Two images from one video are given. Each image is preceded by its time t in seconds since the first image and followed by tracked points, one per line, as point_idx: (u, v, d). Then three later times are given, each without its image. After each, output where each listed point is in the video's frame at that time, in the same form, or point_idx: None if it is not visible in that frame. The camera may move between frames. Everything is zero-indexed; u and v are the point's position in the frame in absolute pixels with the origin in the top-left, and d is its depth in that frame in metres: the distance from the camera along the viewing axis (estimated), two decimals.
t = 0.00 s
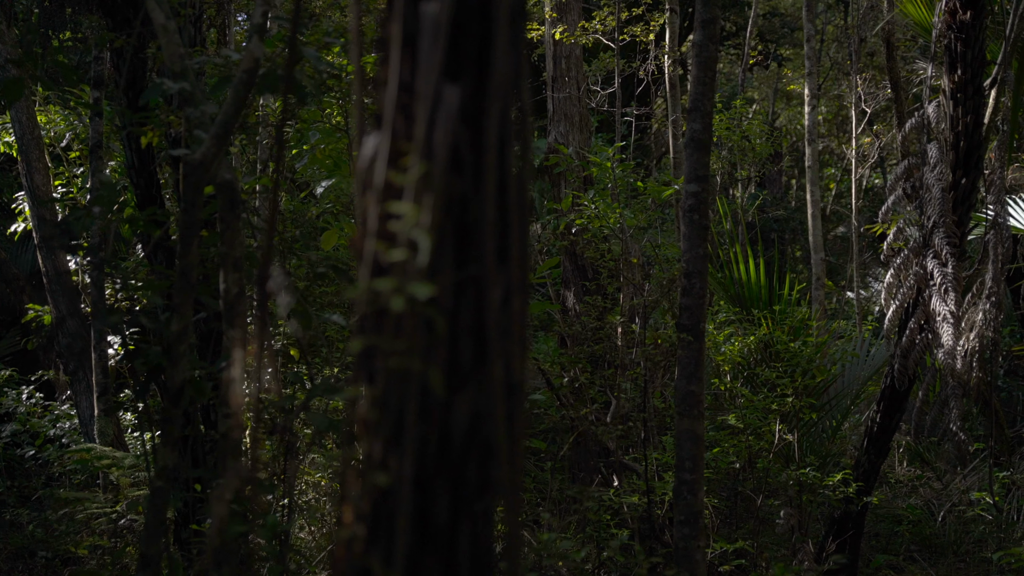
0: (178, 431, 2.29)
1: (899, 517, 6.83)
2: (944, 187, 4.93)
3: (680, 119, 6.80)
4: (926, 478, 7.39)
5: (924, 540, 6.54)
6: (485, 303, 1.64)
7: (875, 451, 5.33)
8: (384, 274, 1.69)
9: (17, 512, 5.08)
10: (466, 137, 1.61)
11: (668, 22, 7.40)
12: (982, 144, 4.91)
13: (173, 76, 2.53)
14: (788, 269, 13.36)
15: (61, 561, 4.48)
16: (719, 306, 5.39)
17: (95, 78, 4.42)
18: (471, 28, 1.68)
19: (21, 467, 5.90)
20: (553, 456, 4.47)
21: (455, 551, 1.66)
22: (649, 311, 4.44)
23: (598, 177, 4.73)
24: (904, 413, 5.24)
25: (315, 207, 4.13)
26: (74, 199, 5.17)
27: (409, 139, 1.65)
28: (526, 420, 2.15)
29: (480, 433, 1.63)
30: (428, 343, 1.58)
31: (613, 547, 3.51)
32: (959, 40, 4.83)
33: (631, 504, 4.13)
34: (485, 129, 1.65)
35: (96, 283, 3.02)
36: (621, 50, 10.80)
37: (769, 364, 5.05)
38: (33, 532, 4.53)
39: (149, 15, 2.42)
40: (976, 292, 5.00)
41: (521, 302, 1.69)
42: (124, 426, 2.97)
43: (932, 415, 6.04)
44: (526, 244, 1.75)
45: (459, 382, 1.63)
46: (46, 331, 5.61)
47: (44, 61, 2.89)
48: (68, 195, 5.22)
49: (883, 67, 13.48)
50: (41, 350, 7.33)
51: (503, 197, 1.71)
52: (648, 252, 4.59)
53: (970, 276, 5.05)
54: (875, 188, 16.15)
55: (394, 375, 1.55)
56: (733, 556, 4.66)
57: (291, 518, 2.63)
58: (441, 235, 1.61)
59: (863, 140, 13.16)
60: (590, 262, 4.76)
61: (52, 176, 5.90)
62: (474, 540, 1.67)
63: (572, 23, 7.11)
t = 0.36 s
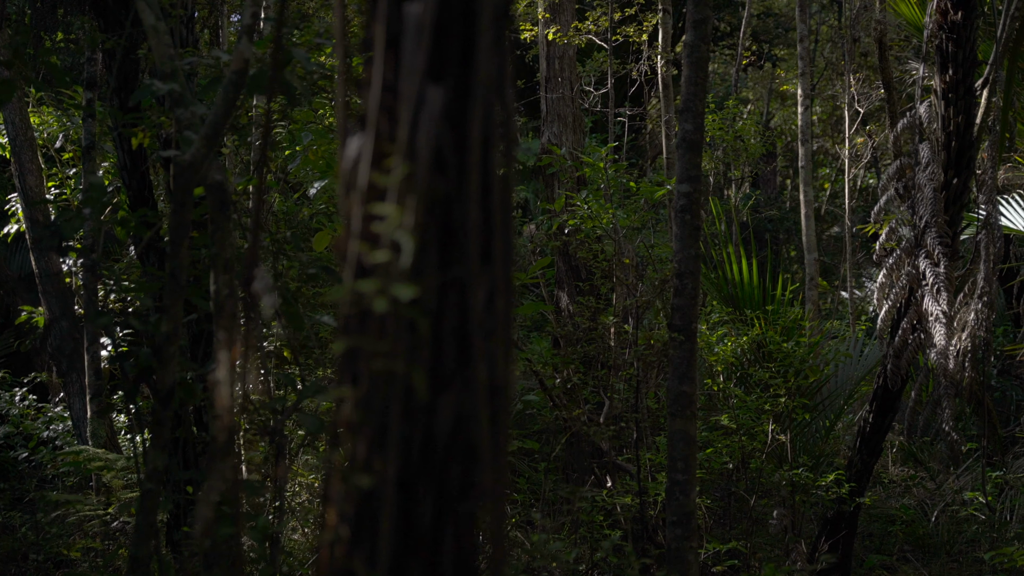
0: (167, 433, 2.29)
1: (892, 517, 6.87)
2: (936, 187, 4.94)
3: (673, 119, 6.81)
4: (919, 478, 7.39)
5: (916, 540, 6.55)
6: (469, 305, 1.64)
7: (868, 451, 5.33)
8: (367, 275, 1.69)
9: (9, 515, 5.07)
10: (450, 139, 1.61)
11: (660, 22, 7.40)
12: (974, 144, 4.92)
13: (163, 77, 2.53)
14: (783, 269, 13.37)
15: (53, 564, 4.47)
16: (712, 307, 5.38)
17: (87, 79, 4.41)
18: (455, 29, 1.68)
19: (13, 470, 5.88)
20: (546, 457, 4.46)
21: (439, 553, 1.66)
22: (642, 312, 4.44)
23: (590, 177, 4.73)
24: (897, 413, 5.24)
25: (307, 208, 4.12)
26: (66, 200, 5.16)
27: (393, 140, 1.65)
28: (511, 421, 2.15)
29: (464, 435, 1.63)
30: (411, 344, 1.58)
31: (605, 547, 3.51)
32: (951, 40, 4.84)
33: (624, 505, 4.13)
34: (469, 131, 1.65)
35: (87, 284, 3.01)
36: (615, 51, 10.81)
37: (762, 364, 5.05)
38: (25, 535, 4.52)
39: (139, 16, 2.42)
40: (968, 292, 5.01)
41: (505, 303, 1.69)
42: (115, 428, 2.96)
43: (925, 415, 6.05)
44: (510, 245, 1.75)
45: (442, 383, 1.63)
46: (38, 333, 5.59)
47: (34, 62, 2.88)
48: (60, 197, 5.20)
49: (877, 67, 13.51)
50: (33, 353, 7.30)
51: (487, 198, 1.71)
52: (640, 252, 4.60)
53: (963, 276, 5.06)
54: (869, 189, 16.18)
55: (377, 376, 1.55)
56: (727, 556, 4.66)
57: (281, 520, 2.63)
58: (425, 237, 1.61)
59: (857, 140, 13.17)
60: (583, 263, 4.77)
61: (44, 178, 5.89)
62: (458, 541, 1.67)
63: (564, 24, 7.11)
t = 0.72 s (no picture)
0: (155, 435, 2.28)
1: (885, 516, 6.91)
2: (926, 187, 4.95)
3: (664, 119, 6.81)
4: (911, 477, 7.40)
5: (908, 539, 6.56)
6: (454, 305, 1.64)
7: (860, 450, 5.35)
8: (352, 276, 1.69)
9: None
10: (434, 139, 1.61)
11: (652, 22, 7.41)
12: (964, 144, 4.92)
13: (152, 78, 2.52)
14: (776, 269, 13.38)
15: (44, 566, 4.45)
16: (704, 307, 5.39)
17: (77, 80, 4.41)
18: (439, 30, 1.68)
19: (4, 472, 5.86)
20: (538, 457, 4.46)
21: (425, 553, 1.66)
22: (634, 312, 4.45)
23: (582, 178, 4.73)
24: (888, 412, 5.25)
25: (299, 209, 4.12)
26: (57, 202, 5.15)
27: (377, 141, 1.65)
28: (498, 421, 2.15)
29: (449, 435, 1.63)
30: (396, 344, 1.58)
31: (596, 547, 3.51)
32: (941, 40, 4.84)
33: (616, 505, 4.13)
34: (453, 131, 1.65)
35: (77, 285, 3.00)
36: (607, 51, 10.81)
37: (754, 364, 5.06)
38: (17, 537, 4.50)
39: (127, 17, 2.42)
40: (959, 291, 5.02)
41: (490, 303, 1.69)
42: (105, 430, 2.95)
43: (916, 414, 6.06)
44: (495, 244, 1.75)
45: (427, 384, 1.63)
46: (29, 334, 5.57)
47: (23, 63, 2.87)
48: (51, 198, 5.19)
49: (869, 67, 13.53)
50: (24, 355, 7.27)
51: (471, 199, 1.72)
52: (632, 252, 4.60)
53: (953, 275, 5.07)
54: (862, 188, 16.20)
55: (362, 377, 1.54)
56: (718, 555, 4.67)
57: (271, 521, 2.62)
58: (409, 237, 1.61)
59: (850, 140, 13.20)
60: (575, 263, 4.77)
61: (35, 179, 5.87)
62: (443, 542, 1.67)
63: (556, 24, 7.11)
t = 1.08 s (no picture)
0: (145, 436, 2.28)
1: (876, 514, 6.94)
2: (916, 186, 4.97)
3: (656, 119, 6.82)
4: (903, 475, 7.42)
5: (899, 537, 6.58)
6: (438, 304, 1.64)
7: (850, 448, 5.37)
8: (337, 276, 1.69)
9: None
10: (418, 139, 1.61)
11: (644, 22, 7.41)
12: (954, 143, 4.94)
13: (140, 78, 2.52)
14: (769, 268, 13.40)
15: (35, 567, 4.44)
16: (696, 306, 5.40)
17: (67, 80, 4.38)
18: (423, 30, 1.68)
19: None
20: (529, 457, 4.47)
21: (410, 552, 1.67)
22: (625, 311, 4.45)
23: (573, 177, 4.74)
24: (879, 410, 5.26)
25: (290, 208, 4.12)
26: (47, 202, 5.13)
27: (361, 141, 1.65)
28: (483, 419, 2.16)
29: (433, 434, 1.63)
30: (381, 345, 1.58)
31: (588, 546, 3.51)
32: (930, 40, 4.85)
33: (608, 504, 4.14)
34: (438, 131, 1.65)
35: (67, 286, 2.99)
36: (599, 50, 10.80)
37: (745, 363, 5.07)
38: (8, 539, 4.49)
39: (115, 18, 2.41)
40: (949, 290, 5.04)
41: (475, 303, 1.69)
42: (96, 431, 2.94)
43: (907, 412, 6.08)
44: (481, 245, 1.75)
45: (411, 384, 1.63)
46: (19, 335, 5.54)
47: (11, 63, 2.86)
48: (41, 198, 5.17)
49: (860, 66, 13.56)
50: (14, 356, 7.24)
51: (456, 198, 1.72)
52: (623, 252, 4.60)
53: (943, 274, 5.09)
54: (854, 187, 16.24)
55: (346, 377, 1.54)
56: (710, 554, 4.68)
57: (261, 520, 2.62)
58: (394, 237, 1.61)
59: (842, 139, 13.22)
60: (566, 262, 4.77)
61: (25, 180, 5.85)
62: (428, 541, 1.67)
63: (547, 24, 7.11)
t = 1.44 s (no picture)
0: (134, 436, 2.28)
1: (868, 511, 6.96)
2: (908, 184, 4.98)
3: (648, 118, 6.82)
4: (895, 473, 7.42)
5: (891, 535, 6.58)
6: (423, 302, 1.64)
7: (842, 446, 5.37)
8: (322, 274, 1.69)
9: None
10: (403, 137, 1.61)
11: (635, 21, 7.41)
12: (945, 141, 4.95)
13: (129, 77, 2.50)
14: (762, 267, 13.41)
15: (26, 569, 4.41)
16: (688, 305, 5.40)
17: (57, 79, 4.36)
18: (408, 28, 1.68)
19: None
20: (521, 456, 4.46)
21: (394, 551, 1.66)
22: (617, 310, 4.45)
23: (566, 176, 4.74)
24: (870, 409, 5.26)
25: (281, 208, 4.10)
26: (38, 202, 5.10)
27: (346, 139, 1.65)
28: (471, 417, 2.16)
29: (419, 432, 1.63)
30: (365, 343, 1.58)
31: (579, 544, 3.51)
32: (921, 38, 4.85)
33: (600, 503, 4.14)
34: (422, 129, 1.65)
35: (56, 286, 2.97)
36: (592, 50, 10.80)
37: (738, 362, 5.07)
38: None
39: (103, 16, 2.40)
40: (940, 288, 5.04)
41: (461, 301, 1.70)
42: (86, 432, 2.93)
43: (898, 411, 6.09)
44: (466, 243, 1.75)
45: (396, 381, 1.63)
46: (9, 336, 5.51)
47: None
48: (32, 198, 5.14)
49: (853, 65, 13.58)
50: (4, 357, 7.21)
51: (440, 196, 1.72)
52: (616, 251, 4.60)
53: (935, 272, 5.09)
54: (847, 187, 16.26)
55: (331, 374, 1.54)
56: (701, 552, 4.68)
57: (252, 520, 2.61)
58: (378, 235, 1.61)
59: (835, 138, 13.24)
60: (558, 262, 4.77)
61: (16, 180, 5.82)
62: (413, 539, 1.67)
63: (539, 23, 7.10)
